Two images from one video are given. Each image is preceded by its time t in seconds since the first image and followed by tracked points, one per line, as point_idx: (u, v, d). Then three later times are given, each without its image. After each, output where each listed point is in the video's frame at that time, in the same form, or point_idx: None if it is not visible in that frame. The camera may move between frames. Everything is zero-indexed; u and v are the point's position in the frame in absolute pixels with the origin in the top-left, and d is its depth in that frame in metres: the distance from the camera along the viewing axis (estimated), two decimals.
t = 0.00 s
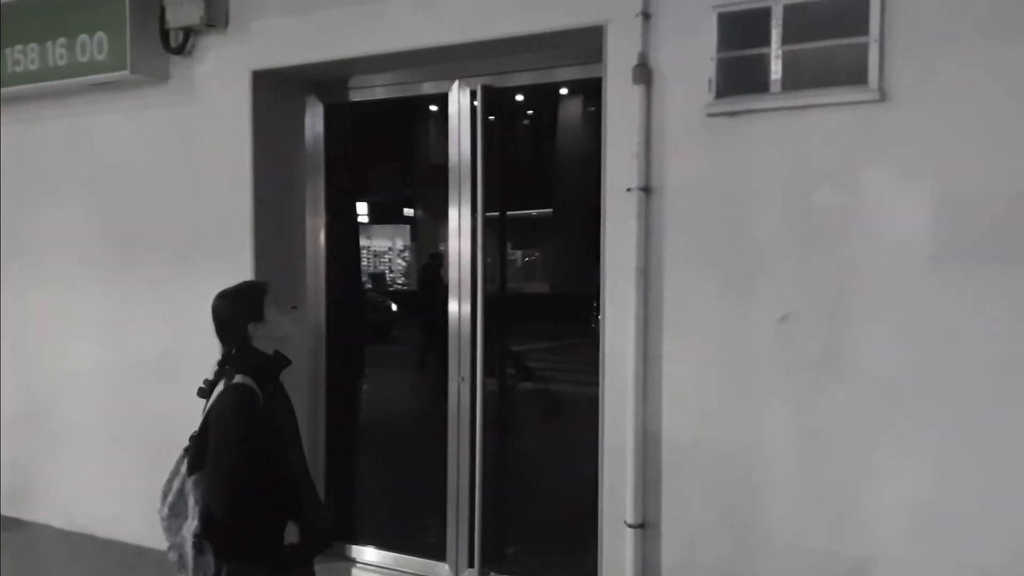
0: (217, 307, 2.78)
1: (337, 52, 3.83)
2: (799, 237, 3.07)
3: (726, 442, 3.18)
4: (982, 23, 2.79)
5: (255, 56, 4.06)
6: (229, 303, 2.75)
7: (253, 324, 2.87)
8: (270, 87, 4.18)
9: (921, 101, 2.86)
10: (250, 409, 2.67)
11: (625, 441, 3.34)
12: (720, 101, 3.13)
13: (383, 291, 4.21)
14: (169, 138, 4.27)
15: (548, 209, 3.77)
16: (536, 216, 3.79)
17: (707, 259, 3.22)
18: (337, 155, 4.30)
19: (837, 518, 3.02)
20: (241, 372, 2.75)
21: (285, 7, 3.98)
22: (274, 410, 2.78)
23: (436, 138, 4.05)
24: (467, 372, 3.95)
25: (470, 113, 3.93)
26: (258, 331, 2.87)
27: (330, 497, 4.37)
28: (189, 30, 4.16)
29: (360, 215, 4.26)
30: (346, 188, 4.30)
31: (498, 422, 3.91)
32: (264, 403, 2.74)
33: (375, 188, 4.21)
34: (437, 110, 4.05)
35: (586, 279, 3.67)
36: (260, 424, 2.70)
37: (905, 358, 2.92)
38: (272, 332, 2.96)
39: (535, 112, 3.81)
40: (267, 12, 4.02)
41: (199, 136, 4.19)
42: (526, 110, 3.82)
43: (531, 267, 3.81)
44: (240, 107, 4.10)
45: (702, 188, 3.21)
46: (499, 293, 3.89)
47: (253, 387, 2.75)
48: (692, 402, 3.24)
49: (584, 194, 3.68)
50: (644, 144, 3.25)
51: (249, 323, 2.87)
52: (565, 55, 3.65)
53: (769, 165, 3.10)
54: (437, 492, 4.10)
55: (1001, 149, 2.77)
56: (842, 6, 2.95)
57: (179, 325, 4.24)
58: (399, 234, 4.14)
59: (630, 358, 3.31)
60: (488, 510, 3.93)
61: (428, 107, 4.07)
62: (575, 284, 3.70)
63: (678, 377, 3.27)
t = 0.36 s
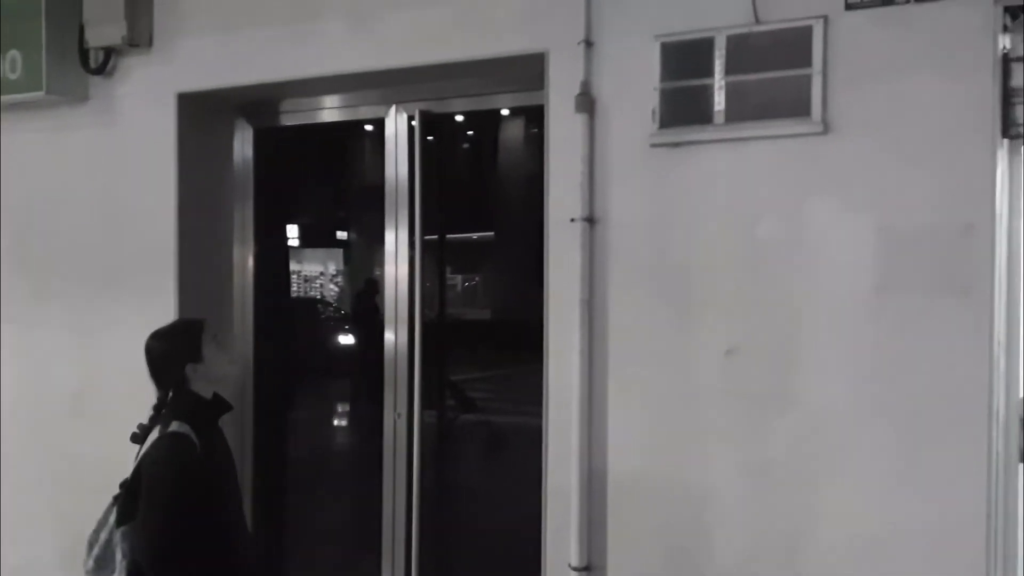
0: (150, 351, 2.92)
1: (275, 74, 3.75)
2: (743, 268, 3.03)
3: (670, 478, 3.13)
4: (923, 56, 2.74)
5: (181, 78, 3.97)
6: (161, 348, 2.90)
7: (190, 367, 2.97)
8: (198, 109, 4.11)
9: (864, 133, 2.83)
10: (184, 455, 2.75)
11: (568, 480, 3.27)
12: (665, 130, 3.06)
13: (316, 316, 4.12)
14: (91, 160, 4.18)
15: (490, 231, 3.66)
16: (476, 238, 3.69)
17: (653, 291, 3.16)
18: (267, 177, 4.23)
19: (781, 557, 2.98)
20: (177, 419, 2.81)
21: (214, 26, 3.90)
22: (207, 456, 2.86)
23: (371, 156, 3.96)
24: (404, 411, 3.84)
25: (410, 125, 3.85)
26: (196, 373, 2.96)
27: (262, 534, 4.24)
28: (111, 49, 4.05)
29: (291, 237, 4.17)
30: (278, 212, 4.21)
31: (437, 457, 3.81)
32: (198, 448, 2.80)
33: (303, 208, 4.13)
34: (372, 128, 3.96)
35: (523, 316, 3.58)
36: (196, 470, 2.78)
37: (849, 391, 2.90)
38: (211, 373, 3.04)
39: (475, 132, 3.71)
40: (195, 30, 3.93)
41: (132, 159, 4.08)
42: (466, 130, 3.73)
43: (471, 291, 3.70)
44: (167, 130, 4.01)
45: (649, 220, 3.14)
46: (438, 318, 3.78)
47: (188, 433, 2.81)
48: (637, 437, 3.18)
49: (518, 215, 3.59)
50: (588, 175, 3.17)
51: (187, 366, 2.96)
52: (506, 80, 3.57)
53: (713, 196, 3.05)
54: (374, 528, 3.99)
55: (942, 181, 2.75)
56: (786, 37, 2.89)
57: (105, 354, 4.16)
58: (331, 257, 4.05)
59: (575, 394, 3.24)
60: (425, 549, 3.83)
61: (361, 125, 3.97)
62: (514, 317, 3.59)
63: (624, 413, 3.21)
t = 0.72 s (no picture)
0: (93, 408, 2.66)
1: (218, 116, 3.63)
2: (700, 318, 2.94)
3: (628, 538, 3.01)
4: (881, 106, 2.66)
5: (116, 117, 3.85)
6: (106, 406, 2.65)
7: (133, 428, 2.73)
8: (136, 151, 3.97)
9: (823, 182, 2.75)
10: (123, 528, 2.52)
11: (524, 540, 3.13)
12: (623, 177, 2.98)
13: (257, 365, 3.94)
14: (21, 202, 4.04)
15: (443, 276, 3.52)
16: (429, 284, 3.54)
17: (610, 342, 3.06)
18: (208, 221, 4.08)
19: None
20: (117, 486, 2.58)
21: (153, 65, 3.78)
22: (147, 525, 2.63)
23: (319, 200, 3.81)
24: (349, 467, 3.70)
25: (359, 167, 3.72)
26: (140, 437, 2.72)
27: None
28: (43, 88, 3.95)
29: (232, 282, 4.01)
30: (220, 256, 4.05)
31: (384, 514, 3.65)
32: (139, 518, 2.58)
33: (247, 253, 3.97)
34: (320, 170, 3.82)
35: (475, 372, 3.44)
36: (130, 541, 2.55)
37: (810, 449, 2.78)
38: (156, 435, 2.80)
39: (428, 173, 3.59)
40: (133, 69, 3.82)
41: (66, 201, 3.93)
42: (418, 172, 3.61)
43: (422, 338, 3.56)
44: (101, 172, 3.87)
45: (607, 268, 3.05)
46: (387, 367, 3.64)
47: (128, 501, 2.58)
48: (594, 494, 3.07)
49: (473, 262, 3.45)
50: (544, 225, 3.09)
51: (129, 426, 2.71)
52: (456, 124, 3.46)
53: (671, 245, 2.96)
54: None
55: (900, 232, 2.67)
56: (743, 86, 2.81)
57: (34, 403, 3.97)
58: (275, 303, 3.90)
59: (530, 449, 3.13)
60: None
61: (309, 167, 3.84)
62: (466, 367, 3.45)
63: (580, 469, 3.10)
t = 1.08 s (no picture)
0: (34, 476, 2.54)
1: (158, 161, 3.49)
2: (660, 371, 2.84)
3: None
4: (840, 159, 2.60)
5: (50, 163, 3.69)
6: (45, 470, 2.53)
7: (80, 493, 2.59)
8: (70, 197, 3.81)
9: (783, 234, 2.68)
10: None
11: None
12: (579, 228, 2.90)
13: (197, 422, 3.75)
14: None
15: (393, 325, 3.36)
16: (377, 333, 3.38)
17: (566, 398, 2.95)
18: (145, 268, 3.90)
19: None
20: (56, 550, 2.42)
21: (90, 108, 3.64)
22: None
23: (260, 247, 3.62)
24: (290, 528, 3.49)
25: (302, 212, 3.53)
26: (83, 504, 2.57)
27: None
28: None
29: (170, 331, 3.83)
30: (158, 306, 3.86)
31: None
32: None
33: (186, 302, 3.79)
34: (263, 216, 3.62)
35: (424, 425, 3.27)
36: None
37: (775, 511, 2.67)
38: (102, 499, 2.66)
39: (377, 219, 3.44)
40: (69, 113, 3.67)
41: None
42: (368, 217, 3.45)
43: (370, 391, 3.39)
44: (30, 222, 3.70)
45: (563, 321, 2.95)
46: (333, 422, 3.46)
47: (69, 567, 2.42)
48: (549, 558, 2.93)
49: (423, 311, 3.30)
50: (498, 276, 2.98)
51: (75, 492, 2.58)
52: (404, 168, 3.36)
53: (629, 296, 2.87)
54: None
55: (861, 286, 2.60)
56: (700, 137, 2.74)
57: None
58: (214, 353, 3.73)
59: (481, 510, 2.99)
60: None
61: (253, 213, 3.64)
62: (417, 421, 3.29)
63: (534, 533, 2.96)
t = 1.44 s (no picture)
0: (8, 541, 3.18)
1: (99, 202, 3.33)
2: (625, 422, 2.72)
3: None
4: (808, 204, 2.53)
5: None
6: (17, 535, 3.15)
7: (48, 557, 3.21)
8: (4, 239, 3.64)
9: (750, 282, 2.60)
10: None
11: None
12: (541, 273, 2.78)
13: (136, 474, 3.55)
14: None
15: (344, 372, 3.18)
16: (328, 380, 3.20)
17: (527, 450, 2.82)
18: (84, 312, 3.70)
19: None
20: None
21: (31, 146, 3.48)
22: None
23: (207, 290, 3.44)
24: None
25: (251, 254, 3.34)
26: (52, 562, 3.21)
27: None
28: None
29: (110, 378, 3.63)
30: (98, 351, 3.66)
31: None
32: None
33: (127, 347, 3.60)
34: (211, 258, 3.45)
35: (377, 478, 3.09)
36: None
37: (744, 569, 2.55)
38: (75, 558, 3.27)
39: (331, 261, 3.26)
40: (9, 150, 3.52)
41: None
42: (320, 259, 3.27)
43: (320, 440, 3.20)
44: None
45: (524, 369, 2.83)
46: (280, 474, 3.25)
47: None
48: None
49: (377, 359, 3.12)
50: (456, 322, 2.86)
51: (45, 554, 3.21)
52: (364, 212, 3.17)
53: (592, 344, 2.76)
54: None
55: (831, 334, 2.52)
56: (666, 181, 2.65)
57: None
58: (156, 401, 3.53)
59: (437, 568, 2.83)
60: None
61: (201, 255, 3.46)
62: (369, 473, 3.11)
63: None
